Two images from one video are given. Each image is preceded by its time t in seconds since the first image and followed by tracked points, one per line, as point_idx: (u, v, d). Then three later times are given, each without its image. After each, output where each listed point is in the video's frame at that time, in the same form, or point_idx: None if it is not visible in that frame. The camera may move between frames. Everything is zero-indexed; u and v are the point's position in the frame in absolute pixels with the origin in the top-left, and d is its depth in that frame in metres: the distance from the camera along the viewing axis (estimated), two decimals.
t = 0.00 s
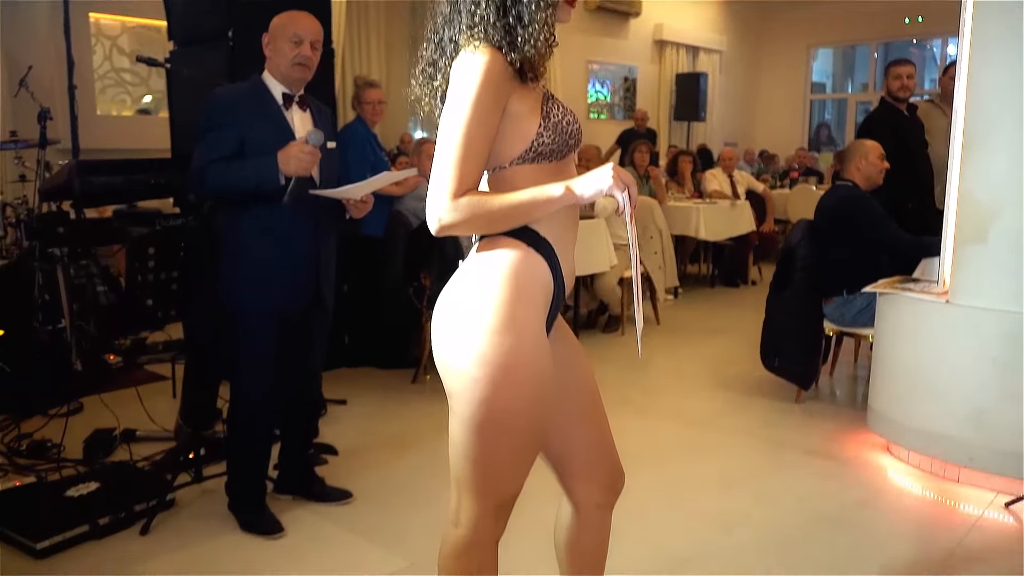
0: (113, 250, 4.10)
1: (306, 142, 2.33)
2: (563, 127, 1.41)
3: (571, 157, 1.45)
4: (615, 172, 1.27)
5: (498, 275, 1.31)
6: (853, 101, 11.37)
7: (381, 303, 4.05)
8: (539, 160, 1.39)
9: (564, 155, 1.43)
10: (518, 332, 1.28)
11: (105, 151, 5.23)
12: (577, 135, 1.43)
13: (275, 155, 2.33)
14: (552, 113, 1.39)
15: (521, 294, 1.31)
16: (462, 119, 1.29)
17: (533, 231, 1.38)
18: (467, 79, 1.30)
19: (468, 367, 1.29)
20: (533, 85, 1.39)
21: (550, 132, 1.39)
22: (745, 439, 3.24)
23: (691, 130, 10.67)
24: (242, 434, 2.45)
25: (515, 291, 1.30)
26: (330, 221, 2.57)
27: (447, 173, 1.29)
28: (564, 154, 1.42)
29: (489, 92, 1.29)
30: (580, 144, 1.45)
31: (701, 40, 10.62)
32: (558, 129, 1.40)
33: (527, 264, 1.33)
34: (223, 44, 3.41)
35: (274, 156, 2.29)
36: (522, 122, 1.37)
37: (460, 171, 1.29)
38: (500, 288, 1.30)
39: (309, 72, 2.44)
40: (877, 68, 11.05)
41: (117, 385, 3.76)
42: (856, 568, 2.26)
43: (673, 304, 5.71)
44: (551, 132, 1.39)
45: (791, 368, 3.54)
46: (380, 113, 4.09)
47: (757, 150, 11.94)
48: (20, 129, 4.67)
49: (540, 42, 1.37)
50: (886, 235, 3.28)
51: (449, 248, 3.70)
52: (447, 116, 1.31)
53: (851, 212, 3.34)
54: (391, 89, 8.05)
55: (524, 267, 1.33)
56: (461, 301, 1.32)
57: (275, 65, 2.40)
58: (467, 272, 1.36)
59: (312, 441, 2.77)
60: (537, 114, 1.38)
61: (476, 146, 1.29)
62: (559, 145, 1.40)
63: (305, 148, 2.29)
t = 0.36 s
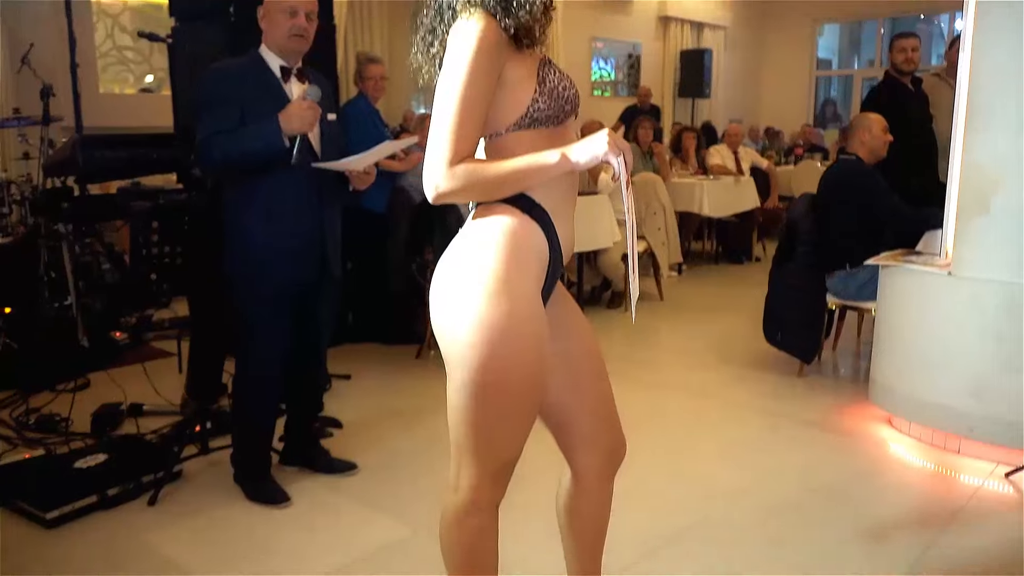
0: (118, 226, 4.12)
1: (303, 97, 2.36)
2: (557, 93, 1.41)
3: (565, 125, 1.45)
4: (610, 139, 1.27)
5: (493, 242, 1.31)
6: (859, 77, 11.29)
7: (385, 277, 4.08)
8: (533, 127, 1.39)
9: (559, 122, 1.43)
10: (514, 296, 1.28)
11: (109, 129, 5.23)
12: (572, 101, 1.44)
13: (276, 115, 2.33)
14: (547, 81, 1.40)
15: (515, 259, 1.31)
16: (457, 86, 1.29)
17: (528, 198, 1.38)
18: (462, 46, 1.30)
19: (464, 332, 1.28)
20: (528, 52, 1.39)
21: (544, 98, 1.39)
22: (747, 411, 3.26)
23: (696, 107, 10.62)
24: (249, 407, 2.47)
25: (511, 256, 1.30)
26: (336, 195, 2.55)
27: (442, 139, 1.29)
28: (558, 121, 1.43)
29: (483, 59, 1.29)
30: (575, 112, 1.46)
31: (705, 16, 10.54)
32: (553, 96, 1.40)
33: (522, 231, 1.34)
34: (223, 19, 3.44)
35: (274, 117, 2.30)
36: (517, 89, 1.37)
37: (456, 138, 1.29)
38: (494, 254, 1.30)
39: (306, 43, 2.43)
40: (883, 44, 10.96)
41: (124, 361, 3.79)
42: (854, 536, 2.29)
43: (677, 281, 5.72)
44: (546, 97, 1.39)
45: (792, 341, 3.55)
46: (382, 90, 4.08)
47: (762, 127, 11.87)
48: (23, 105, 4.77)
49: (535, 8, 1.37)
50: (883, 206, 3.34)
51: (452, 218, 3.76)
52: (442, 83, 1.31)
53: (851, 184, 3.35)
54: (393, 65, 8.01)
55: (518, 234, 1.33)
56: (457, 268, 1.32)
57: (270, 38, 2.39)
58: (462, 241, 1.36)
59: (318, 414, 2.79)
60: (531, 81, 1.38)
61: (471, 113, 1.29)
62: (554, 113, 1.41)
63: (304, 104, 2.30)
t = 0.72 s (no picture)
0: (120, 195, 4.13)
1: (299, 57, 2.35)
2: (553, 52, 1.40)
3: (563, 83, 1.43)
4: (604, 99, 1.23)
5: (492, 201, 1.32)
6: (866, 46, 11.18)
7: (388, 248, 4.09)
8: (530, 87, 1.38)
9: (557, 81, 1.41)
10: (512, 254, 1.29)
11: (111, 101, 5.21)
12: (570, 60, 1.43)
13: (271, 77, 2.35)
14: (542, 40, 1.38)
15: (513, 218, 1.31)
16: (449, 46, 1.29)
17: (523, 159, 1.38)
18: (455, 6, 1.30)
19: (463, 291, 1.29)
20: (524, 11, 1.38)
21: (539, 58, 1.38)
22: (749, 378, 3.27)
23: (701, 78, 10.54)
24: (255, 374, 2.50)
25: (508, 217, 1.31)
26: (338, 160, 2.56)
27: (436, 100, 1.30)
28: (557, 81, 1.41)
29: (475, 17, 1.29)
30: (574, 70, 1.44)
31: None
32: (549, 56, 1.39)
33: (520, 191, 1.34)
34: None
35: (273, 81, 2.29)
36: (512, 49, 1.36)
37: (449, 98, 1.29)
38: (494, 213, 1.31)
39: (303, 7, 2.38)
40: (891, 12, 10.85)
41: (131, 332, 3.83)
42: (853, 498, 2.32)
43: (681, 251, 5.72)
44: (541, 57, 1.38)
45: (795, 308, 3.55)
46: (384, 59, 4.05)
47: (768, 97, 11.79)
48: (26, 77, 4.74)
49: None
50: (888, 172, 3.30)
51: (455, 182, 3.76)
52: (437, 44, 1.32)
53: (858, 151, 3.32)
54: (396, 35, 7.94)
55: (517, 192, 1.33)
56: (456, 227, 1.33)
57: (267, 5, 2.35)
58: (462, 201, 1.37)
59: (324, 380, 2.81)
60: (526, 39, 1.37)
61: (464, 73, 1.29)
62: (551, 72, 1.39)
63: (301, 61, 2.30)
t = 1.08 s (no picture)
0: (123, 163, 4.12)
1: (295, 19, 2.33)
2: (552, 10, 1.37)
3: (564, 42, 1.41)
4: (595, 61, 1.21)
5: (490, 159, 1.31)
6: (874, 17, 11.10)
7: (392, 218, 4.09)
8: (528, 48, 1.37)
9: (556, 39, 1.39)
10: (512, 214, 1.29)
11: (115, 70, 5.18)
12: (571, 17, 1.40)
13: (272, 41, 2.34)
14: None
15: (514, 178, 1.31)
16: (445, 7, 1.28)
17: (521, 121, 1.36)
18: None
19: (463, 251, 1.30)
20: None
21: (537, 18, 1.36)
22: (752, 347, 3.29)
23: (708, 48, 10.46)
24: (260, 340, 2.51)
25: (509, 180, 1.30)
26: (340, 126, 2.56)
27: (433, 61, 1.31)
28: (556, 39, 1.40)
29: None
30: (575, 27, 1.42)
31: None
32: (547, 15, 1.36)
33: (520, 153, 1.32)
34: None
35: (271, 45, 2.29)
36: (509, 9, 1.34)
37: (445, 59, 1.29)
38: (491, 173, 1.30)
39: None
40: None
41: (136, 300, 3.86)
42: (853, 463, 2.34)
43: (685, 223, 5.71)
44: (538, 16, 1.36)
45: (799, 279, 3.55)
46: (388, 27, 4.03)
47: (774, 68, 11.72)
48: (29, 44, 4.69)
49: None
50: (892, 142, 3.34)
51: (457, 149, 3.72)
52: (434, 3, 1.31)
53: (869, 117, 3.34)
54: (400, 3, 7.84)
55: (517, 153, 1.32)
56: (456, 187, 1.33)
57: None
58: (462, 162, 1.36)
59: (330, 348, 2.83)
60: None
61: (460, 34, 1.29)
62: (550, 31, 1.38)
63: (299, 24, 2.29)
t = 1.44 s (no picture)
0: (126, 139, 4.10)
1: None
2: None
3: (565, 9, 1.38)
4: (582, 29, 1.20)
5: (489, 129, 1.31)
6: None
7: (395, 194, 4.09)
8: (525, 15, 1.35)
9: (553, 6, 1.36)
10: (512, 184, 1.30)
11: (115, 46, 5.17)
12: None
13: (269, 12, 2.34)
14: None
15: (514, 148, 1.31)
16: None
17: (515, 90, 1.35)
18: None
19: (463, 220, 1.31)
20: None
21: None
22: (755, 321, 3.29)
23: (712, 23, 10.38)
24: (263, 314, 2.52)
25: (509, 151, 1.30)
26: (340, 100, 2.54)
27: (430, 32, 1.32)
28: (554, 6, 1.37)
29: None
30: None
31: None
32: None
33: (519, 124, 1.32)
34: None
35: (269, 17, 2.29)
36: None
37: (441, 29, 1.30)
38: (489, 142, 1.30)
39: None
40: None
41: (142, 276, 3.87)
42: (853, 435, 2.36)
43: (688, 198, 5.69)
44: None
45: (802, 253, 3.56)
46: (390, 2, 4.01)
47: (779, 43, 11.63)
48: (30, 20, 4.69)
49: None
50: (896, 115, 3.33)
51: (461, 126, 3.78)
52: None
53: (871, 90, 3.34)
54: None
55: (514, 123, 1.32)
56: (456, 156, 1.34)
57: None
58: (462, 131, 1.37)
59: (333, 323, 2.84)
60: None
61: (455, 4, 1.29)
62: None
63: None
